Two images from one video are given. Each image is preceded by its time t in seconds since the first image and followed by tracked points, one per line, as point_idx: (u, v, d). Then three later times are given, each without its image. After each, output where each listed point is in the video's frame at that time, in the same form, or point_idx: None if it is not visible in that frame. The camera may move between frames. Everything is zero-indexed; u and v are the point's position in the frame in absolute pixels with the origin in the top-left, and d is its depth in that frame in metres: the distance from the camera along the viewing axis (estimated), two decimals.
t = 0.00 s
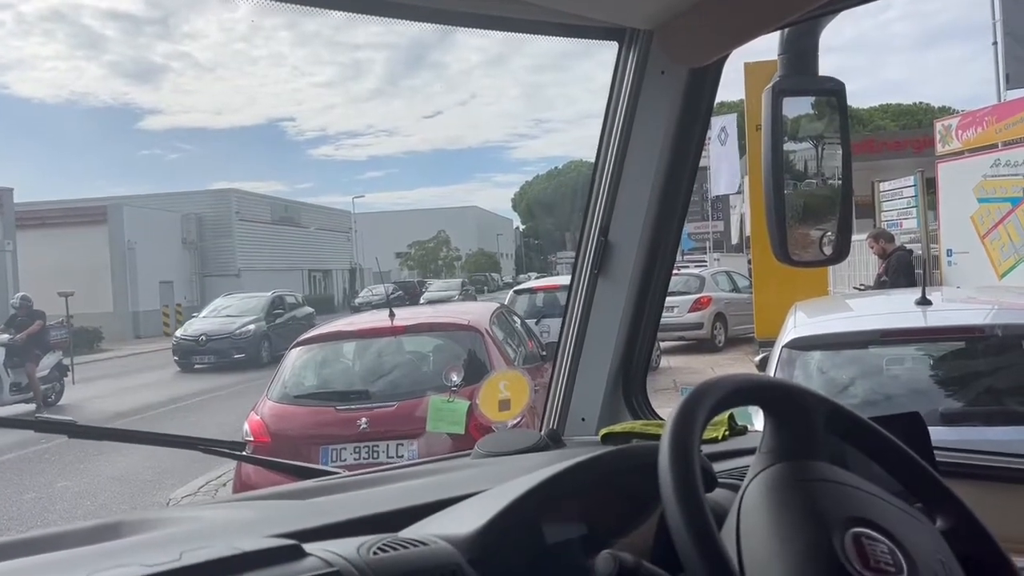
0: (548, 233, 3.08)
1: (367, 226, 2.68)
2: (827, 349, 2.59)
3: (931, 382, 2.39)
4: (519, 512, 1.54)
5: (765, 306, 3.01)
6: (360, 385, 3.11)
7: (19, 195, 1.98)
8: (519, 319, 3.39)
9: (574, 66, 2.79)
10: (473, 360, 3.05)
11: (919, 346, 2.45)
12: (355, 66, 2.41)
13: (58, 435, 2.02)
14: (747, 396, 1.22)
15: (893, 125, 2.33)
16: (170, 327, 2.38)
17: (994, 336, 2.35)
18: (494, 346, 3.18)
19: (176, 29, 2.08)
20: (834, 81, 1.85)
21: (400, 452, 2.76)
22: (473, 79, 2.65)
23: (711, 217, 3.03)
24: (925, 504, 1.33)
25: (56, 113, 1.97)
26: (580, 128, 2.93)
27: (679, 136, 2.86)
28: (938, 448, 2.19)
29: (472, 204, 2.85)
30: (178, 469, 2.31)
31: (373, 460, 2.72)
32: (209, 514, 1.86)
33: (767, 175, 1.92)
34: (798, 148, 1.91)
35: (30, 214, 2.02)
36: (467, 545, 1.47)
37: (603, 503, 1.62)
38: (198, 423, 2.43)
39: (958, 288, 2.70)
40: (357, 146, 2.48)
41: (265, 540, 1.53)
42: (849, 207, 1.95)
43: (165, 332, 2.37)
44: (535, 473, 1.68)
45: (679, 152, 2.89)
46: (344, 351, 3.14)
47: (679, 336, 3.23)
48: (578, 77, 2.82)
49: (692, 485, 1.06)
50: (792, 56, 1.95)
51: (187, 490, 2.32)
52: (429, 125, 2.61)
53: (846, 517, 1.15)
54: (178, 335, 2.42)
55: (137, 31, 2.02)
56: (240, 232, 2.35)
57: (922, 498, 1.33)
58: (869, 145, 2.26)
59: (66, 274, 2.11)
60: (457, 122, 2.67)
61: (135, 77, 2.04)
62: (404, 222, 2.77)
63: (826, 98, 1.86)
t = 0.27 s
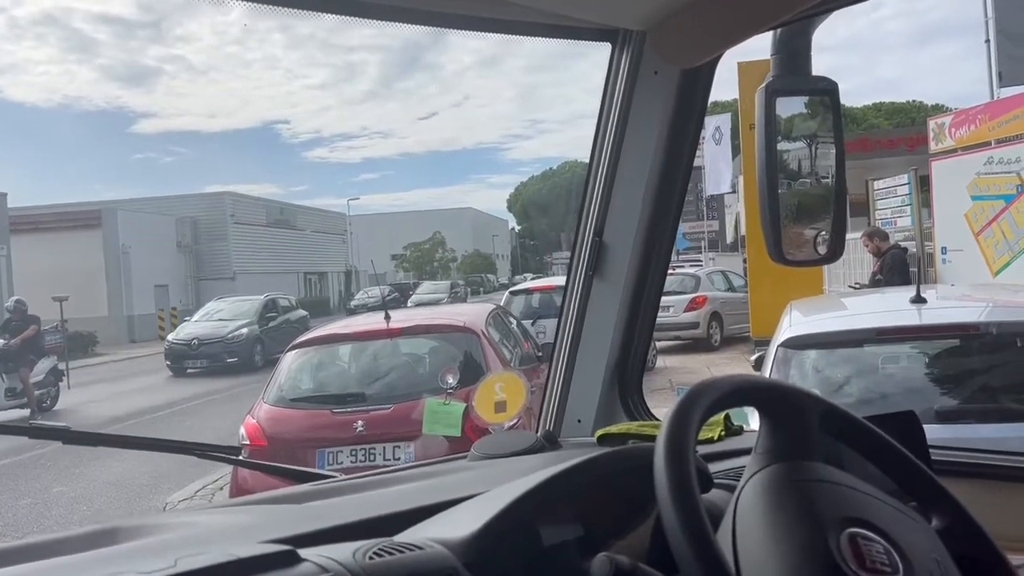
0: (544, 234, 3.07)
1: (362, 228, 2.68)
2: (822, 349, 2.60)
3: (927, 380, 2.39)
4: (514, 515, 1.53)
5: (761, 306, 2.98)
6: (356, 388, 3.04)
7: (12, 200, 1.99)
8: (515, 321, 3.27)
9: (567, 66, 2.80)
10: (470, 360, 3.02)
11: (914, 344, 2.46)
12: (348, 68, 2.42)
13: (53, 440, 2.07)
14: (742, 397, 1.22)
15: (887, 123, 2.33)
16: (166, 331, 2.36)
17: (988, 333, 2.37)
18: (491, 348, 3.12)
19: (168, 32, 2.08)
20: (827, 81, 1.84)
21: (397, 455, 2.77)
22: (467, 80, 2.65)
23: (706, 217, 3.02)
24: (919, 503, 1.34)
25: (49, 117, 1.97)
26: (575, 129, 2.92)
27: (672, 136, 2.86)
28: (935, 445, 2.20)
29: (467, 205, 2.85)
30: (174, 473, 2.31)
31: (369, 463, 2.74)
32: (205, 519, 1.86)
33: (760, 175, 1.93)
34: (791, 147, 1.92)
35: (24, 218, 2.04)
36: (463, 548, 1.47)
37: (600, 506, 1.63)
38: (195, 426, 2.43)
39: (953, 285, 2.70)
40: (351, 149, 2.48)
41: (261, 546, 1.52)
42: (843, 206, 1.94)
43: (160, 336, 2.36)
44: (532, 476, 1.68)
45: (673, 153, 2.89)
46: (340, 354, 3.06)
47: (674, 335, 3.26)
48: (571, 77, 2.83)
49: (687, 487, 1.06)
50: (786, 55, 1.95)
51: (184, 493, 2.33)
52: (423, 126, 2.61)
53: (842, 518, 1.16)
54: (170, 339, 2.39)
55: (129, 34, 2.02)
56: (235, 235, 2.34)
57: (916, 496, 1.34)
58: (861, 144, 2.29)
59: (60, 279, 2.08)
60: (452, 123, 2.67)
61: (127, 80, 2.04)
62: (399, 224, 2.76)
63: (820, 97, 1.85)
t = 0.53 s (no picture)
0: (538, 236, 3.06)
1: (355, 232, 2.66)
2: (816, 348, 2.60)
3: (920, 378, 2.40)
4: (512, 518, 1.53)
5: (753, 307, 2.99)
6: (351, 393, 3.06)
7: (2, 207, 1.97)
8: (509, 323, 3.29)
9: (559, 68, 2.80)
10: (465, 363, 3.06)
11: (906, 343, 2.45)
12: (341, 72, 2.41)
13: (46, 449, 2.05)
14: (737, 399, 1.22)
15: (878, 123, 2.34)
16: (158, 335, 2.38)
17: (981, 331, 2.37)
18: (485, 351, 3.14)
19: (160, 38, 2.09)
20: (819, 82, 1.85)
21: (392, 459, 2.73)
22: (459, 83, 2.64)
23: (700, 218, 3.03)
24: (914, 502, 1.34)
25: (40, 123, 1.96)
26: (567, 131, 2.93)
27: (665, 138, 2.87)
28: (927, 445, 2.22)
29: (463, 209, 2.86)
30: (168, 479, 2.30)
31: (365, 467, 2.71)
32: (200, 526, 1.85)
33: (754, 176, 1.93)
34: (784, 148, 1.92)
35: (16, 225, 2.02)
36: (459, 553, 1.48)
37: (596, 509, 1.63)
38: (194, 433, 2.40)
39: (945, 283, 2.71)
40: (344, 152, 2.47)
41: (257, 553, 1.51)
42: (835, 206, 1.96)
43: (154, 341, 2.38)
44: (525, 480, 1.68)
45: (666, 155, 2.90)
46: (334, 358, 3.06)
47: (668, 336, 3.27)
48: (563, 79, 2.84)
49: (683, 489, 1.06)
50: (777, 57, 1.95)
51: (179, 500, 2.31)
52: (415, 130, 2.60)
53: (837, 518, 1.16)
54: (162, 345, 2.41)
55: (120, 40, 2.03)
56: (228, 241, 2.36)
57: (910, 495, 1.35)
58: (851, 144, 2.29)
59: (54, 285, 2.09)
60: (445, 126, 2.66)
61: (119, 86, 2.04)
62: (392, 227, 2.76)
63: (811, 98, 1.86)
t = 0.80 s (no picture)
0: (529, 239, 3.07)
1: (347, 238, 2.65)
2: (808, 349, 2.61)
3: (913, 378, 2.41)
4: (507, 522, 1.53)
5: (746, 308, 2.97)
6: (345, 399, 3.03)
7: None
8: (502, 327, 3.27)
9: (550, 72, 2.80)
10: (457, 368, 3.04)
11: (899, 343, 2.47)
12: (331, 77, 2.41)
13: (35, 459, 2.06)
14: (730, 401, 1.22)
15: (867, 125, 2.35)
16: (151, 342, 2.36)
17: (972, 331, 2.39)
18: (478, 355, 3.13)
19: (149, 43, 2.08)
20: (808, 83, 1.85)
21: (386, 465, 2.76)
22: (450, 87, 2.65)
23: (690, 220, 3.03)
24: (908, 503, 1.35)
25: (29, 131, 1.96)
26: (557, 134, 2.92)
27: (655, 140, 2.87)
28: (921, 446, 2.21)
29: (456, 213, 2.86)
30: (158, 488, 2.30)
31: (359, 473, 2.73)
32: (192, 534, 1.84)
33: (744, 178, 1.92)
34: (774, 150, 1.92)
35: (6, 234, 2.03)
36: (453, 558, 1.47)
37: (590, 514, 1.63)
38: (189, 441, 2.41)
39: (936, 283, 2.71)
40: (336, 158, 2.48)
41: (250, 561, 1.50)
42: (826, 207, 1.97)
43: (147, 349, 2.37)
44: (520, 484, 1.67)
45: (656, 158, 2.90)
46: (326, 364, 3.01)
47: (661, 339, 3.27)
48: (554, 83, 2.83)
49: (676, 492, 1.06)
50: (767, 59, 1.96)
51: (172, 508, 2.33)
52: (406, 134, 2.61)
53: (832, 519, 1.16)
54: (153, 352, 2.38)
55: (109, 47, 2.01)
56: (220, 248, 2.34)
57: (905, 497, 1.34)
58: (843, 144, 2.30)
59: (42, 295, 2.08)
60: (434, 131, 2.67)
61: (108, 93, 2.04)
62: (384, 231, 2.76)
63: (801, 100, 1.86)
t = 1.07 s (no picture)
0: (519, 244, 3.06)
1: (338, 245, 2.63)
2: (797, 357, 2.65)
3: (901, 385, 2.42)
4: (497, 541, 1.55)
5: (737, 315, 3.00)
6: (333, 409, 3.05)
7: None
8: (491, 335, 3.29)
9: (538, 77, 2.80)
10: (447, 378, 3.06)
11: (888, 349, 2.48)
12: (321, 84, 2.42)
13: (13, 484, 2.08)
14: (706, 428, 1.22)
15: (852, 129, 2.35)
16: (142, 352, 2.36)
17: (958, 339, 2.35)
18: (467, 365, 3.16)
19: (137, 52, 2.09)
20: (791, 97, 1.87)
21: (375, 475, 2.78)
22: (439, 94, 2.64)
23: (679, 224, 2.96)
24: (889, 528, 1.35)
25: (16, 138, 1.94)
26: (546, 139, 2.93)
27: (639, 153, 2.88)
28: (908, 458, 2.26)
29: (445, 218, 2.83)
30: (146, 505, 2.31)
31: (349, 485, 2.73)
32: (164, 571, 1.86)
33: (727, 190, 1.93)
34: (758, 159, 1.92)
35: None
36: None
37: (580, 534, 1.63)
38: (176, 450, 2.46)
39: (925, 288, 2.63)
40: (324, 165, 2.47)
41: None
42: (811, 217, 1.97)
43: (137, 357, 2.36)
44: (507, 510, 1.68)
45: (641, 172, 2.92)
46: (316, 375, 3.04)
47: (652, 344, 3.22)
48: (541, 89, 2.84)
49: (654, 523, 1.05)
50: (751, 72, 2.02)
51: (161, 521, 2.35)
52: (397, 141, 2.60)
53: (815, 549, 1.16)
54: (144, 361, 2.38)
55: (97, 55, 2.02)
56: (210, 256, 2.34)
57: (884, 521, 1.35)
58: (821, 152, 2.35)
59: (22, 309, 2.05)
60: (425, 136, 2.65)
61: (95, 102, 2.02)
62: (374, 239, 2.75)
63: (784, 112, 1.88)
